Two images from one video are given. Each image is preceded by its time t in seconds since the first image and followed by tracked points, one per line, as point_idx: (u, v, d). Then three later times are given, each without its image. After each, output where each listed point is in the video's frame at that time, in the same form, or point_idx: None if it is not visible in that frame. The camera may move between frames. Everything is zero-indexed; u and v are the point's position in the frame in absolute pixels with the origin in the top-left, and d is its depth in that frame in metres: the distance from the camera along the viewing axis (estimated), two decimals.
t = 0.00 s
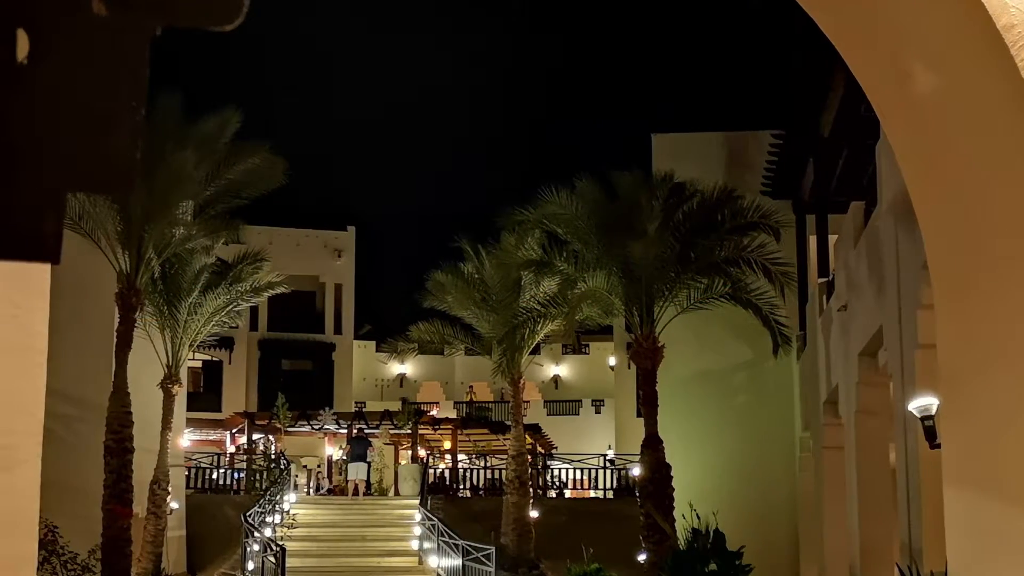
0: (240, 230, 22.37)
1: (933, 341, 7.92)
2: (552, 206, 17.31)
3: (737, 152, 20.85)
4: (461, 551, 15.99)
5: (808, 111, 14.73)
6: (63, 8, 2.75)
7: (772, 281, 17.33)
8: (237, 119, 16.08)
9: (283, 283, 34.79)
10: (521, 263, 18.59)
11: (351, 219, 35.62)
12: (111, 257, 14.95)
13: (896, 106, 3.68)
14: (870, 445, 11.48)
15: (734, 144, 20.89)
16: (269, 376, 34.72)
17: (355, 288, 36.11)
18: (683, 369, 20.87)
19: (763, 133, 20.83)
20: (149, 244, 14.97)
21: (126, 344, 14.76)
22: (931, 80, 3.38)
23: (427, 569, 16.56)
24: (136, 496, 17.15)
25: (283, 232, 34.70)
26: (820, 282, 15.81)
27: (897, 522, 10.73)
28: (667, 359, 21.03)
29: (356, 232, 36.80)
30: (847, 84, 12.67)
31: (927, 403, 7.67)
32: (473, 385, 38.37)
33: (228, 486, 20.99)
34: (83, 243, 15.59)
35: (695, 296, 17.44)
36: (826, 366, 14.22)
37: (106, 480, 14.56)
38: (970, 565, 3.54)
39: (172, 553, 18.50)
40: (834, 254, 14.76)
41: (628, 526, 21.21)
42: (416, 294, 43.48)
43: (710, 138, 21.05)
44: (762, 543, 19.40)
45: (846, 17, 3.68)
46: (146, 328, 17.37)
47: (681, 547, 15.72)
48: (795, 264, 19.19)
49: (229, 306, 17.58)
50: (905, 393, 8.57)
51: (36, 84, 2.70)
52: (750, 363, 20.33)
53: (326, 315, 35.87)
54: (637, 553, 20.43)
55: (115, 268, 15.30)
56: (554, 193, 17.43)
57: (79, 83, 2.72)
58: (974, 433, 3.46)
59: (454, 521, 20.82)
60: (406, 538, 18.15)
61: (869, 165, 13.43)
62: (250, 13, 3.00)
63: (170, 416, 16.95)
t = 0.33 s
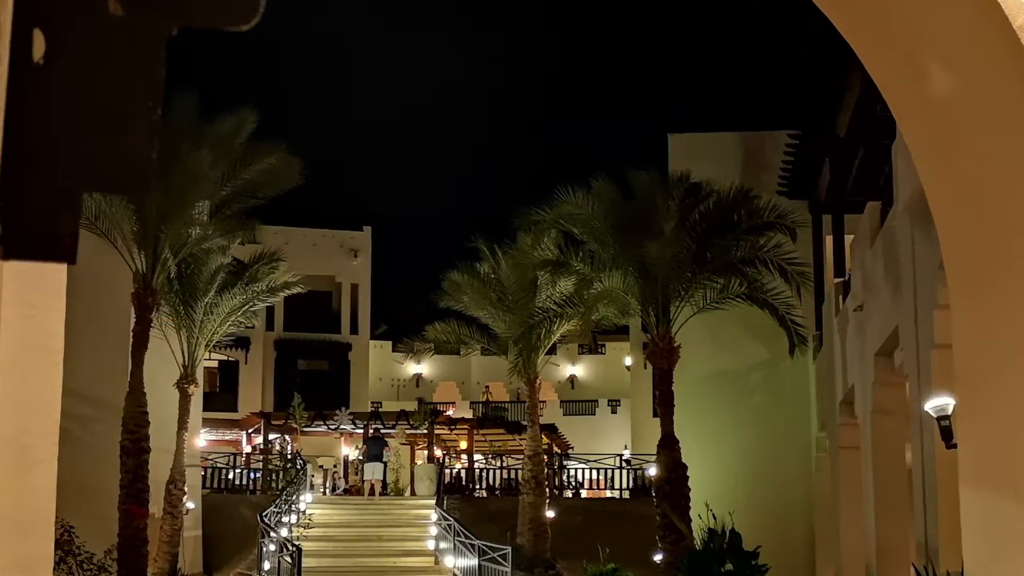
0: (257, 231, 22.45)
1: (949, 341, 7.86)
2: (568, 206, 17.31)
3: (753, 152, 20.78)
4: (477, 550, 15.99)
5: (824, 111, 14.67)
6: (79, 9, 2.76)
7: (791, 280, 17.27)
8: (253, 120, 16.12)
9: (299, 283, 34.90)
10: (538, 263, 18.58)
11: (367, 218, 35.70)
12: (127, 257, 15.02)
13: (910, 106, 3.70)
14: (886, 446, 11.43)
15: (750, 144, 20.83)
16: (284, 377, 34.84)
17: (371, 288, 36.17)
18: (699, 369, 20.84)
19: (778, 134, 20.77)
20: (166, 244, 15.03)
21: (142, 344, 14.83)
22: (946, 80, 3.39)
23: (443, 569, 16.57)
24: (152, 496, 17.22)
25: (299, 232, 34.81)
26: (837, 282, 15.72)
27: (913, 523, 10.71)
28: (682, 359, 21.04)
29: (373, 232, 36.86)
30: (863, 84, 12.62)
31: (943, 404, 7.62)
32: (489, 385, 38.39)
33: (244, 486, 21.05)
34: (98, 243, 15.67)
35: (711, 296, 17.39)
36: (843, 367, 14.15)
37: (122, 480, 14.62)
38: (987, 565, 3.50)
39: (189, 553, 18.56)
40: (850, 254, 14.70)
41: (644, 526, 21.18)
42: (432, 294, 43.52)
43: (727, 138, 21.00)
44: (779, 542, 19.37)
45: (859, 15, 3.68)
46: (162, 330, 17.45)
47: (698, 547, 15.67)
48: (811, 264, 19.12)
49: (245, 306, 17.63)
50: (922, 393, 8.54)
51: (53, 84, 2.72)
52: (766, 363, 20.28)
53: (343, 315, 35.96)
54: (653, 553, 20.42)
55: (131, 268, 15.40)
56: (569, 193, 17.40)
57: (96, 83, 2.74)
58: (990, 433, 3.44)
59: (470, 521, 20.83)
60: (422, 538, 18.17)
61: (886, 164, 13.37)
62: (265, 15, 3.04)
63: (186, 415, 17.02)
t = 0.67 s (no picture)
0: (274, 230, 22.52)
1: (964, 341, 7.82)
2: (583, 206, 17.29)
3: (770, 151, 20.70)
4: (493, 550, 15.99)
5: (839, 110, 14.60)
6: (94, 9, 2.77)
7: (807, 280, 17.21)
8: (269, 120, 16.16)
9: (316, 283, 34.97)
10: (554, 262, 18.57)
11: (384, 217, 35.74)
12: (143, 256, 15.10)
13: (930, 107, 3.77)
14: (902, 446, 11.39)
15: (767, 144, 20.75)
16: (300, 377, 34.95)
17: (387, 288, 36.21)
18: (716, 368, 20.73)
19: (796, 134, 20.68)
20: (181, 243, 15.10)
21: (157, 344, 14.91)
22: (964, 81, 3.54)
23: (460, 569, 16.58)
24: (168, 497, 17.29)
25: (315, 233, 34.90)
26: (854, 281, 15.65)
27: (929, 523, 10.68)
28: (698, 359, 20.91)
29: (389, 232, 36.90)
30: (880, 84, 12.56)
31: (959, 403, 7.56)
32: (505, 385, 38.41)
33: (261, 486, 21.10)
34: (114, 244, 15.74)
35: (727, 296, 17.34)
36: (859, 366, 14.09)
37: (138, 480, 14.69)
38: (1003, 565, 3.49)
39: (205, 553, 18.63)
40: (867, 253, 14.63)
41: (661, 526, 21.14)
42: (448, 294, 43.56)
43: (743, 138, 20.94)
44: (796, 543, 19.28)
45: (880, 19, 3.75)
46: (177, 332, 17.57)
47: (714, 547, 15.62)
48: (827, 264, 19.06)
49: (262, 306, 17.68)
50: (938, 393, 8.49)
51: (70, 84, 2.73)
52: (783, 363, 20.21)
53: (359, 315, 36.03)
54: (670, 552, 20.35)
55: (147, 268, 15.47)
56: (585, 193, 17.38)
57: (113, 83, 2.75)
58: (1007, 435, 3.45)
59: (486, 521, 20.83)
60: (438, 538, 18.20)
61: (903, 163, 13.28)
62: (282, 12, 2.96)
63: (203, 415, 17.09)
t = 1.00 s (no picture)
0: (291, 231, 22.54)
1: (981, 341, 7.79)
2: (599, 206, 17.25)
3: (786, 151, 20.62)
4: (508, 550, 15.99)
5: (854, 109, 14.51)
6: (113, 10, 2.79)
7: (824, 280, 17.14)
8: (285, 120, 16.22)
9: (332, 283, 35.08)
10: (570, 263, 18.54)
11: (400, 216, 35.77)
12: (159, 256, 15.18)
13: (946, 106, 3.78)
14: (918, 446, 11.36)
15: (783, 143, 20.67)
16: (316, 377, 35.04)
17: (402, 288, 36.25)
18: (732, 369, 20.71)
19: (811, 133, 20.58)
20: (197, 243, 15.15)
21: (173, 345, 14.99)
22: (979, 79, 3.54)
23: (476, 569, 16.60)
24: (185, 497, 17.36)
25: (331, 233, 34.99)
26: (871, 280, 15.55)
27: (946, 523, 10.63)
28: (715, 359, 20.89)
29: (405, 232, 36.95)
30: (896, 84, 12.49)
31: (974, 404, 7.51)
32: (521, 385, 38.40)
33: (277, 486, 21.15)
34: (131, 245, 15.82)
35: (743, 296, 17.27)
36: (875, 365, 14.04)
37: (154, 480, 14.75)
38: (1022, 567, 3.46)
39: (222, 552, 18.70)
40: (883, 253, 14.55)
41: (678, 526, 21.11)
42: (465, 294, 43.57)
43: (760, 138, 20.88)
44: (813, 543, 19.20)
45: (898, 18, 3.75)
46: (194, 332, 17.66)
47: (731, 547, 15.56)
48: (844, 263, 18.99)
49: (278, 306, 17.72)
50: (954, 393, 8.45)
51: (87, 85, 2.75)
52: (800, 363, 20.14)
53: (375, 315, 36.09)
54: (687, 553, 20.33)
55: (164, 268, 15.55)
56: (601, 193, 17.34)
57: (129, 82, 2.78)
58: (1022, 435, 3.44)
59: (503, 521, 20.83)
60: (454, 539, 18.21)
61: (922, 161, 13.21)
62: (298, 12, 3.00)
63: (219, 415, 17.15)
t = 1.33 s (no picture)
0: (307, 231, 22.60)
1: (998, 341, 7.78)
2: (616, 206, 17.21)
3: (802, 152, 20.54)
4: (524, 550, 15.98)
5: (870, 109, 14.43)
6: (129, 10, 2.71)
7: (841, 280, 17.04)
8: (302, 120, 16.23)
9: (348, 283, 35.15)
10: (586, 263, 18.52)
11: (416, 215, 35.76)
12: (176, 256, 15.24)
13: (960, 107, 3.78)
14: (935, 446, 11.31)
15: (799, 145, 20.59)
16: (332, 377, 35.12)
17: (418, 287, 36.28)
18: (748, 368, 20.65)
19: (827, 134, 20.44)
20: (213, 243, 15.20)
21: (189, 345, 15.05)
22: (997, 80, 3.55)
23: (492, 569, 16.62)
24: (201, 497, 17.43)
25: (347, 233, 35.07)
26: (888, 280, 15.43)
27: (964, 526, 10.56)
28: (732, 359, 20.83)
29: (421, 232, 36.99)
30: (912, 84, 12.42)
31: (992, 404, 7.48)
32: (537, 385, 38.40)
33: (293, 486, 21.17)
34: (148, 246, 15.90)
35: (760, 296, 17.20)
36: (891, 365, 13.97)
37: (171, 481, 14.80)
38: None
39: (238, 553, 18.76)
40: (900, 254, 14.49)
41: (695, 526, 21.08)
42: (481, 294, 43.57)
43: (776, 138, 20.81)
44: (828, 543, 19.13)
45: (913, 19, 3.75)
46: (211, 333, 17.71)
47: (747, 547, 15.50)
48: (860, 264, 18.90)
49: (294, 306, 17.77)
50: (970, 394, 8.41)
51: (102, 84, 2.66)
52: (816, 362, 20.08)
53: (391, 315, 36.15)
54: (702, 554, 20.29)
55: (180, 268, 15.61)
56: (618, 193, 17.30)
57: (143, 82, 2.70)
58: None
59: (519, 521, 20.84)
60: (470, 539, 18.23)
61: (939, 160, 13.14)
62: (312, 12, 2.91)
63: (235, 415, 17.21)
